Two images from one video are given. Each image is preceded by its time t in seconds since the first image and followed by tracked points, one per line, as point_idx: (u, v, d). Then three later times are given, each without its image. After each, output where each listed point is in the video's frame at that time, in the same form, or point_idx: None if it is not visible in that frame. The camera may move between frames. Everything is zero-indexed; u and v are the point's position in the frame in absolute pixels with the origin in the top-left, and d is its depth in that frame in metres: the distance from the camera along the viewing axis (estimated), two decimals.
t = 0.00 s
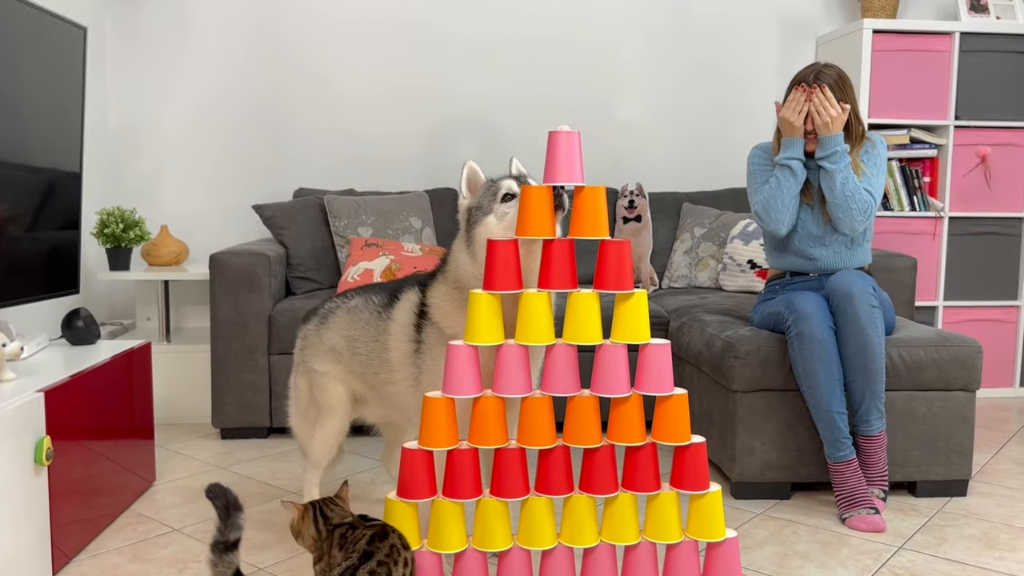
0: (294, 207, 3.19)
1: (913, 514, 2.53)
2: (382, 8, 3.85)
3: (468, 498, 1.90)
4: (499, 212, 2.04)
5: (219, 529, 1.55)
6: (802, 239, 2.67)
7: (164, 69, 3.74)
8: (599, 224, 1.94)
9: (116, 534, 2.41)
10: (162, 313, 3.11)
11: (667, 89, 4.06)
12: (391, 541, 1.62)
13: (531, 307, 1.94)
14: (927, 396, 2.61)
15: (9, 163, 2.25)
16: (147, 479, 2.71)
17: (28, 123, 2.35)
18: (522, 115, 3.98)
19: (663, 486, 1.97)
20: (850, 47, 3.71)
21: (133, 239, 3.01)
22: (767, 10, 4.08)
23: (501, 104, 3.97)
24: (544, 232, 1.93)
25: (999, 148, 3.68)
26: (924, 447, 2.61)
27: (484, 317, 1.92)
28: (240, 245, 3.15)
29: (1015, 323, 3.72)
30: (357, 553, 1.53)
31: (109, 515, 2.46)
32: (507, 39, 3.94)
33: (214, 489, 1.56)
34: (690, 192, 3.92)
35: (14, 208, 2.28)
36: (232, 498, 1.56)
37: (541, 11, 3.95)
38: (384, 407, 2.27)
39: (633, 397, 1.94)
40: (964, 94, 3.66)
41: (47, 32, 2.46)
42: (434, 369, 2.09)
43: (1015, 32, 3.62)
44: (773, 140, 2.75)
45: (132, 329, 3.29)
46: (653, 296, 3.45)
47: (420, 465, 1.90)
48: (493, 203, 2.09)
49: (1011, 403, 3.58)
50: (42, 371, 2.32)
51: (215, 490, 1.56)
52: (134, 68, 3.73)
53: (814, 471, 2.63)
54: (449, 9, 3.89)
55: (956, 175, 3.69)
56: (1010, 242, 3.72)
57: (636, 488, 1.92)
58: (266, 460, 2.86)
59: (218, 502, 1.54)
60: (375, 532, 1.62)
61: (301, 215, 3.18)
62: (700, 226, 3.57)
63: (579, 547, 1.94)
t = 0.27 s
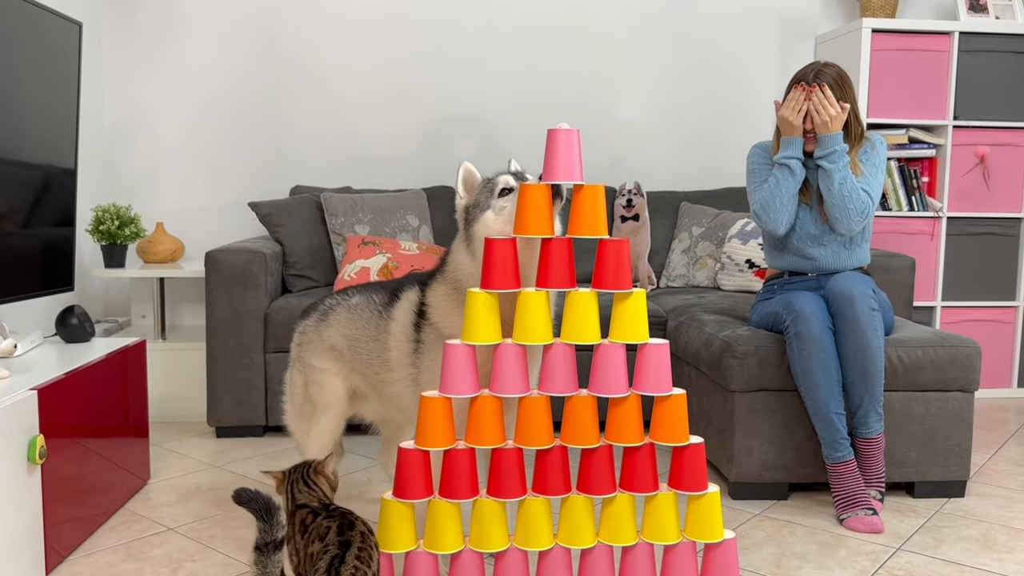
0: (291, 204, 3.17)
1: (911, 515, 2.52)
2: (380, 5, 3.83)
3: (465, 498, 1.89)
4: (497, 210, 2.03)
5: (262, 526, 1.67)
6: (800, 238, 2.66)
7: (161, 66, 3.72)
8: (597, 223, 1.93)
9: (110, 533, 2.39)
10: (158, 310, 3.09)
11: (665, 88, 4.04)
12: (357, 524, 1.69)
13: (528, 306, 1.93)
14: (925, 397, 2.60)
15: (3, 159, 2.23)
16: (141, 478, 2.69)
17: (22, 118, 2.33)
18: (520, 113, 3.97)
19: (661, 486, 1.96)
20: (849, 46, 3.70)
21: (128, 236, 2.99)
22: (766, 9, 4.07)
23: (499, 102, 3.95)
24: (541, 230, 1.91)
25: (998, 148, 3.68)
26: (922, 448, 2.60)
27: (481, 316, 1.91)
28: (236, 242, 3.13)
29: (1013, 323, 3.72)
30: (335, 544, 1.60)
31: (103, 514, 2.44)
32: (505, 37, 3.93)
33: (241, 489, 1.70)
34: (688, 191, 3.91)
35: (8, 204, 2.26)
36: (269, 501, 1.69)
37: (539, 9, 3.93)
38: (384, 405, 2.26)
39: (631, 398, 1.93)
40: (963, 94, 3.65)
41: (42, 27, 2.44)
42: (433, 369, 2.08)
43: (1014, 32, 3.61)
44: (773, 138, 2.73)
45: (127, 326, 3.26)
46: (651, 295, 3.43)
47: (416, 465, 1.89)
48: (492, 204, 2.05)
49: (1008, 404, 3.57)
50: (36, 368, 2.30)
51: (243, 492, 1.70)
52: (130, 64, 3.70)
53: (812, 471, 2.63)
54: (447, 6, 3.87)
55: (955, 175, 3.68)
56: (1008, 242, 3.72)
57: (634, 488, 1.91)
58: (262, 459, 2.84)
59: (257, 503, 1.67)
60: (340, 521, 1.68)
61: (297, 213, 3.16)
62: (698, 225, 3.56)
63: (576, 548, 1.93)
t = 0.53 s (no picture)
0: (284, 200, 3.15)
1: (906, 513, 2.52)
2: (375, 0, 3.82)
3: (458, 495, 1.88)
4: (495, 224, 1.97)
5: (267, 530, 1.66)
6: (796, 235, 2.65)
7: (154, 61, 3.70)
8: (592, 219, 1.92)
9: (102, 530, 2.37)
10: (151, 307, 3.07)
11: (661, 84, 4.03)
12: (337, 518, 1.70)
13: (523, 302, 1.92)
14: (920, 395, 2.59)
15: None
16: (133, 475, 2.67)
17: (14, 113, 2.31)
18: (516, 109, 3.95)
19: (655, 484, 1.95)
20: (846, 43, 3.69)
21: (121, 232, 2.97)
22: (762, 6, 4.06)
23: (495, 98, 3.94)
24: (535, 226, 1.91)
25: (994, 146, 3.67)
26: (918, 445, 2.60)
27: (476, 312, 1.90)
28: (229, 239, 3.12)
29: (1009, 321, 3.72)
30: (322, 543, 1.61)
31: (95, 511, 2.43)
32: (501, 33, 3.91)
33: (243, 495, 1.67)
34: (684, 188, 3.90)
35: None
36: (273, 504, 1.68)
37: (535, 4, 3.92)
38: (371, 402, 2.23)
39: (626, 395, 1.92)
40: (959, 92, 3.65)
41: (34, 20, 2.43)
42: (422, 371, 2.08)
43: (1010, 29, 3.61)
44: (770, 134, 2.72)
45: (120, 322, 3.25)
46: (647, 293, 3.43)
47: (410, 462, 1.88)
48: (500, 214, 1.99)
49: (1004, 402, 3.57)
50: (28, 364, 2.29)
51: (246, 496, 1.67)
52: (123, 59, 3.68)
53: (807, 469, 2.62)
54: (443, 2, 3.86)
55: (951, 173, 3.68)
56: (1004, 240, 3.71)
57: (629, 486, 1.90)
58: (255, 457, 2.83)
59: (260, 507, 1.66)
60: (320, 518, 1.68)
61: (291, 209, 3.14)
62: (694, 223, 3.55)
63: (570, 546, 1.91)
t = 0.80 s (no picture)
0: (278, 196, 3.14)
1: (901, 509, 2.52)
2: None
3: (452, 491, 1.87)
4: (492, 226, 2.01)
5: (248, 546, 1.65)
6: (791, 231, 2.66)
7: (148, 56, 3.69)
8: (586, 215, 1.91)
9: (95, 527, 2.36)
10: (144, 303, 3.06)
11: (656, 81, 4.03)
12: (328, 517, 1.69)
13: (517, 298, 1.91)
14: (915, 391, 2.59)
15: None
16: (126, 472, 2.66)
17: (5, 108, 2.30)
18: (511, 106, 3.95)
19: (649, 480, 1.94)
20: (841, 39, 3.69)
21: (114, 228, 2.96)
22: (758, 3, 4.06)
23: (490, 95, 3.93)
24: (530, 221, 1.90)
25: (989, 143, 3.67)
26: (912, 442, 2.60)
27: (469, 307, 1.90)
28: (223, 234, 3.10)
29: (1004, 318, 3.72)
30: (310, 545, 1.62)
31: (88, 508, 2.41)
32: (497, 29, 3.90)
33: (224, 510, 1.67)
34: (680, 185, 3.89)
35: None
36: (254, 519, 1.68)
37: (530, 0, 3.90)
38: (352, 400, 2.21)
39: (620, 391, 1.92)
40: (955, 88, 3.64)
41: (26, 15, 2.41)
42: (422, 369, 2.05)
43: (1006, 26, 3.60)
44: (767, 130, 2.72)
45: (113, 319, 3.23)
46: (642, 289, 3.42)
47: (404, 458, 1.87)
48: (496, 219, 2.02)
49: (998, 398, 3.58)
50: (20, 361, 2.28)
51: (225, 511, 1.66)
52: (116, 54, 3.67)
53: (802, 465, 2.62)
54: None
55: (947, 169, 3.68)
56: (999, 236, 3.71)
57: (623, 482, 1.90)
58: (249, 453, 2.82)
59: (241, 522, 1.66)
60: (308, 518, 1.67)
61: (284, 205, 3.13)
62: (689, 219, 3.54)
63: (564, 542, 1.91)
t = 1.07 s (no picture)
0: (271, 193, 3.11)
1: (898, 508, 2.50)
2: None
3: (446, 492, 1.85)
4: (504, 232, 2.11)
5: (243, 556, 1.54)
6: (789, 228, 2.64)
7: (140, 52, 3.65)
8: (582, 212, 1.89)
9: (86, 528, 2.34)
10: (136, 301, 3.03)
11: (653, 77, 4.00)
12: (326, 518, 1.67)
13: (511, 296, 1.89)
14: (913, 389, 2.57)
15: None
16: (118, 472, 2.64)
17: None
18: (506, 102, 3.92)
19: (645, 480, 1.92)
20: (839, 35, 3.66)
21: (105, 225, 2.93)
22: None
23: (486, 91, 3.91)
24: (524, 218, 1.88)
25: (988, 139, 3.65)
26: (910, 440, 2.58)
27: (464, 306, 1.87)
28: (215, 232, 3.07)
29: (1002, 316, 3.70)
30: (306, 548, 1.58)
31: (79, 508, 2.39)
32: (493, 25, 3.88)
33: (219, 518, 1.56)
34: (677, 182, 3.86)
35: None
36: (250, 527, 1.57)
37: None
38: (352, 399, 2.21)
39: (615, 389, 1.90)
40: (954, 84, 3.62)
41: (15, 9, 2.38)
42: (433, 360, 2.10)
43: (1005, 21, 3.58)
44: (766, 127, 2.69)
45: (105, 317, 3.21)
46: (638, 287, 3.40)
47: (397, 458, 1.85)
48: (489, 219, 2.08)
49: (996, 397, 3.56)
50: (9, 360, 2.25)
51: (221, 517, 1.56)
52: (107, 50, 3.63)
53: (799, 464, 2.60)
54: None
55: (946, 166, 3.66)
56: (998, 234, 3.69)
57: (618, 481, 1.88)
58: (242, 453, 2.80)
59: (238, 531, 1.55)
60: (305, 522, 1.65)
61: (278, 202, 3.10)
62: (686, 216, 3.52)
63: (559, 542, 1.89)
